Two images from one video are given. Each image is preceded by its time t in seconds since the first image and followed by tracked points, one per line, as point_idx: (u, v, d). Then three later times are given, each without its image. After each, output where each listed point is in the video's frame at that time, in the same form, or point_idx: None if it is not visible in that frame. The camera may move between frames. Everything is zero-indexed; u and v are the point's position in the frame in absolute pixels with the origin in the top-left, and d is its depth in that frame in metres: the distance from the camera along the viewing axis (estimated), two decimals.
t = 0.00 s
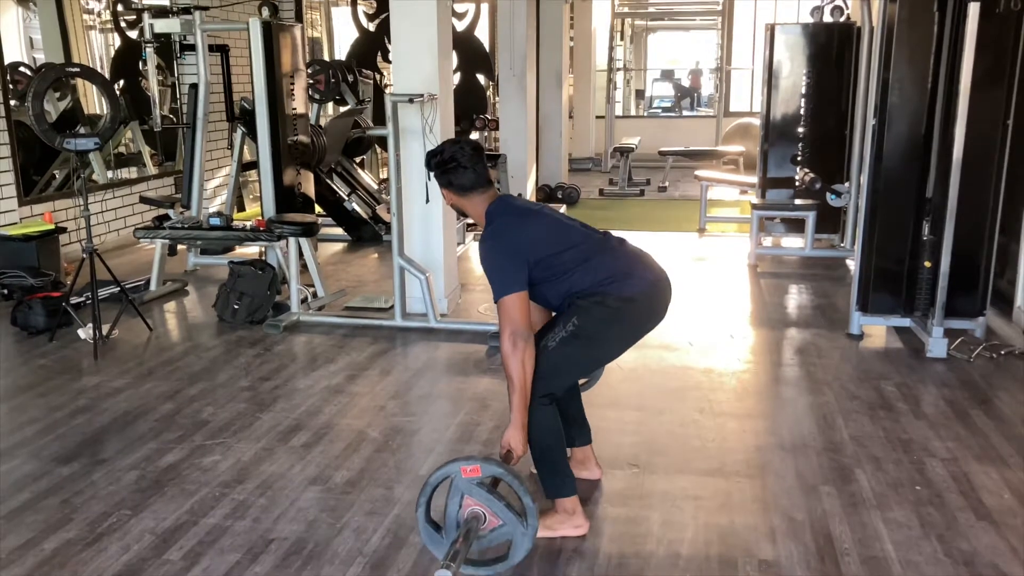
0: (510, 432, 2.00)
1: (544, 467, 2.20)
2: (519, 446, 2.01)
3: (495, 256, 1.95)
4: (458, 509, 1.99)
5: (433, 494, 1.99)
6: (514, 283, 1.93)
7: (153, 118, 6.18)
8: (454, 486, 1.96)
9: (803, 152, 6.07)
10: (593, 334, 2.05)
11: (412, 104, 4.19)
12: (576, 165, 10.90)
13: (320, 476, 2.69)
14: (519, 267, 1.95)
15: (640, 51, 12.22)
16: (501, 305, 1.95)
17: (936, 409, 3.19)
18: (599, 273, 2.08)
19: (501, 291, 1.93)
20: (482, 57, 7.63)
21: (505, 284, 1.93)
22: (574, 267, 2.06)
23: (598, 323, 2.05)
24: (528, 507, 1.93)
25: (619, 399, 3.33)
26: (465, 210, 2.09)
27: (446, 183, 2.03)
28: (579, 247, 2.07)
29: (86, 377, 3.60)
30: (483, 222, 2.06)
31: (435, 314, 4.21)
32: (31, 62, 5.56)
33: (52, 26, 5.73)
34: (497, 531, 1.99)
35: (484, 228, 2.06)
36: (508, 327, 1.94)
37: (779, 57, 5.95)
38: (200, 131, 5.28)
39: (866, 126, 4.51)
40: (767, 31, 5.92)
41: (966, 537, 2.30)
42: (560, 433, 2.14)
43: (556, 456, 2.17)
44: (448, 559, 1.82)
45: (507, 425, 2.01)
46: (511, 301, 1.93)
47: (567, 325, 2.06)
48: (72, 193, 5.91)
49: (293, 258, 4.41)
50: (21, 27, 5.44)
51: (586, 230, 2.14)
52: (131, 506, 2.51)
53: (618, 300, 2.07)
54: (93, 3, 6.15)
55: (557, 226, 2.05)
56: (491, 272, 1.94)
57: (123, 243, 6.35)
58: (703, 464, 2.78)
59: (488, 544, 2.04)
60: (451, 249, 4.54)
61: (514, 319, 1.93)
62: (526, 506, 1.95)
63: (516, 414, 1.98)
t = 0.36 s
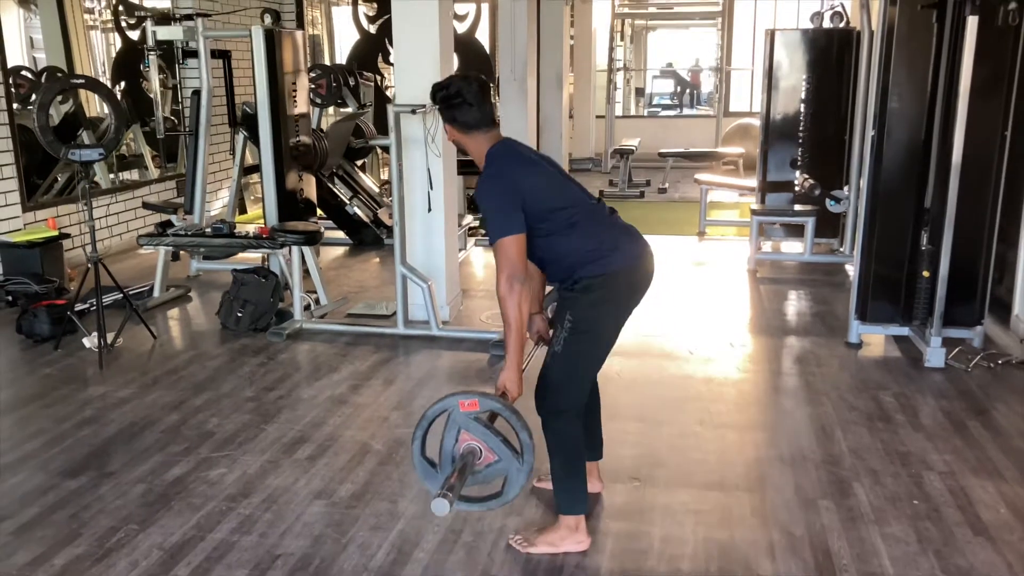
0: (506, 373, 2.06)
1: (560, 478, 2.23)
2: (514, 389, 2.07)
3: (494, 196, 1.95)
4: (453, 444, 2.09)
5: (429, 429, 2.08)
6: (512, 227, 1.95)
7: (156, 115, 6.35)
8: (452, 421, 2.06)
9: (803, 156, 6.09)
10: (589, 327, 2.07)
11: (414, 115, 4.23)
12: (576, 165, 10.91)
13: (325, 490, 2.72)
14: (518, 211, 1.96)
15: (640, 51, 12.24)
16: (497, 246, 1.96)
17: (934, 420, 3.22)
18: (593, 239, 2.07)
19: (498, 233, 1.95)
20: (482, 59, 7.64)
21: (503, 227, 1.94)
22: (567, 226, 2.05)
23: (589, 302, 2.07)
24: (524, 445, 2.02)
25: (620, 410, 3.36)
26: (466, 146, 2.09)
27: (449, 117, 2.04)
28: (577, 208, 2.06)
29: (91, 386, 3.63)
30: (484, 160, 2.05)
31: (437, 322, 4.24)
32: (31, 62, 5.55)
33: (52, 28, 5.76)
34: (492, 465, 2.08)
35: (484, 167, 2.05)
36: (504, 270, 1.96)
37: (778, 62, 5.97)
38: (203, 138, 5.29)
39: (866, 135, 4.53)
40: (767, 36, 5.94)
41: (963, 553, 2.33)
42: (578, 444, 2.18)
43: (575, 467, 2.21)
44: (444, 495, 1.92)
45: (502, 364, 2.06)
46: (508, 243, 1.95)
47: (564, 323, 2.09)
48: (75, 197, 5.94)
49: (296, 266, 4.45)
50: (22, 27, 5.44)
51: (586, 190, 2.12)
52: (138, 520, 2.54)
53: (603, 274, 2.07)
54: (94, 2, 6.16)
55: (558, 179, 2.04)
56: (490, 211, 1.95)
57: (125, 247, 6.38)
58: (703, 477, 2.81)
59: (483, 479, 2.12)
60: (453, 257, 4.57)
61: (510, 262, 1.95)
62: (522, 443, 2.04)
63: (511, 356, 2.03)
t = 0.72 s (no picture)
0: (512, 347, 2.09)
1: (566, 501, 2.25)
2: (517, 363, 2.11)
3: (528, 167, 1.98)
4: (459, 415, 2.08)
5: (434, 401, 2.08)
6: (538, 204, 1.98)
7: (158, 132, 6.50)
8: (458, 391, 2.07)
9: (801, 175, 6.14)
10: (570, 356, 2.12)
11: (417, 139, 4.27)
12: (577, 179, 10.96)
13: (328, 516, 2.75)
14: (547, 189, 1.99)
15: (640, 64, 12.31)
16: (517, 218, 1.99)
17: (932, 444, 3.24)
18: (584, 248, 2.13)
19: (522, 206, 1.98)
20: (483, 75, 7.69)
21: (531, 201, 1.97)
22: (572, 225, 2.09)
23: (564, 322, 2.11)
24: (530, 412, 2.01)
25: (620, 434, 3.39)
26: (506, 110, 2.12)
27: (508, 75, 2.07)
28: (582, 211, 2.12)
29: (95, 409, 3.65)
30: (521, 131, 2.08)
31: (438, 342, 4.27)
32: (34, 77, 5.58)
33: (57, 45, 5.80)
34: (498, 435, 2.06)
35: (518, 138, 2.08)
36: (521, 243, 1.99)
37: (776, 80, 6.01)
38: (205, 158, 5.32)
39: (864, 158, 4.57)
40: (766, 56, 6.01)
41: None
42: (581, 471, 2.22)
43: (581, 493, 2.23)
44: (454, 461, 1.90)
45: (505, 339, 2.09)
46: (529, 218, 1.98)
47: (545, 352, 2.14)
48: (78, 215, 5.98)
49: (298, 286, 4.48)
50: (26, 43, 5.47)
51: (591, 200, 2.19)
52: (143, 548, 2.57)
53: (577, 295, 2.10)
54: (96, 17, 6.19)
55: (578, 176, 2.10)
56: (520, 180, 1.97)
57: (128, 264, 6.41)
58: (703, 502, 2.84)
59: (489, 452, 2.09)
60: (455, 278, 4.60)
61: (529, 237, 1.99)
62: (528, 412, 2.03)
63: (516, 330, 2.06)
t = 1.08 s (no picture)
0: (514, 366, 2.08)
1: (565, 530, 2.25)
2: (521, 384, 2.09)
3: (558, 190, 2.00)
4: (465, 437, 2.03)
5: (439, 423, 2.02)
6: (562, 227, 2.00)
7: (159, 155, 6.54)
8: (464, 413, 2.02)
9: (800, 198, 6.16)
10: (561, 385, 2.15)
11: (417, 163, 4.29)
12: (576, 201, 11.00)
13: (327, 542, 2.73)
14: (570, 215, 2.03)
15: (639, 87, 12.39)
16: (536, 238, 2.00)
17: (933, 469, 3.23)
18: (578, 276, 2.18)
19: (547, 228, 1.99)
20: (483, 99, 7.74)
21: (556, 223, 1.99)
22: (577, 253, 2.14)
23: (552, 351, 2.14)
24: (537, 435, 1.96)
25: (620, 458, 3.38)
26: (548, 128, 2.14)
27: (569, 92, 2.11)
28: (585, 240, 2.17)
29: (94, 434, 3.64)
30: (552, 151, 2.11)
31: (438, 366, 4.27)
32: (37, 101, 5.62)
33: (60, 69, 5.83)
34: (504, 459, 2.02)
35: (545, 158, 2.10)
36: (537, 263, 2.01)
37: (774, 104, 6.06)
38: (207, 182, 5.33)
39: (862, 181, 4.59)
40: (764, 81, 6.05)
41: None
42: (579, 499, 2.22)
43: (580, 522, 2.24)
44: (459, 486, 1.86)
45: (510, 358, 2.08)
46: (551, 239, 1.99)
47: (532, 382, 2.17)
48: (78, 239, 5.99)
49: (298, 310, 4.48)
50: (29, 67, 5.51)
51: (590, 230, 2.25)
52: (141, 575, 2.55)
53: (566, 324, 2.15)
54: (99, 41, 6.21)
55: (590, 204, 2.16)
56: (549, 201, 1.99)
57: (128, 287, 6.42)
58: (703, 528, 2.83)
59: (494, 474, 2.05)
60: (454, 301, 4.61)
61: (548, 259, 2.00)
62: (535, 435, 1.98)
63: (521, 350, 2.06)
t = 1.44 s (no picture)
0: (515, 390, 2.07)
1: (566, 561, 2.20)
2: (521, 409, 2.07)
3: (567, 215, 2.01)
4: (462, 461, 2.01)
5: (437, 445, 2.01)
6: (570, 252, 2.01)
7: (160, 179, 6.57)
8: (462, 436, 2.00)
9: (799, 220, 6.18)
10: (560, 408, 2.15)
11: (417, 186, 4.30)
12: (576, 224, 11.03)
13: (325, 567, 2.71)
14: (578, 240, 2.03)
15: (637, 111, 12.45)
16: (543, 262, 2.01)
17: (935, 493, 3.22)
18: (581, 302, 2.18)
19: (555, 252, 1.99)
20: (482, 122, 7.79)
21: (565, 248, 1.99)
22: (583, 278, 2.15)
23: (554, 377, 2.14)
24: (535, 463, 1.94)
25: (620, 482, 3.36)
26: (560, 153, 2.16)
27: (582, 117, 2.13)
28: (591, 265, 2.18)
29: (92, 457, 3.62)
30: (561, 176, 2.12)
31: (438, 389, 4.25)
32: (38, 125, 5.65)
33: (62, 93, 5.87)
34: (500, 485, 2.00)
35: (554, 182, 2.11)
36: (544, 287, 2.00)
37: (772, 127, 6.10)
38: (207, 205, 5.34)
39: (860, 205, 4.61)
40: (762, 105, 6.09)
41: None
42: (580, 526, 2.20)
43: (580, 552, 2.19)
44: (455, 510, 1.83)
45: (512, 382, 2.08)
46: (558, 264, 2.00)
47: (532, 408, 2.16)
48: (78, 262, 5.99)
49: (297, 333, 4.47)
50: (31, 91, 5.54)
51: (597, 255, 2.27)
52: None
53: (568, 347, 2.15)
54: (101, 66, 6.25)
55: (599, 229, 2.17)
56: (557, 225, 2.00)
57: (128, 310, 6.41)
58: (705, 553, 2.80)
59: (490, 500, 2.03)
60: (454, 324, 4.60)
61: (555, 283, 2.01)
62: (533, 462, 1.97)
63: (523, 373, 2.05)
